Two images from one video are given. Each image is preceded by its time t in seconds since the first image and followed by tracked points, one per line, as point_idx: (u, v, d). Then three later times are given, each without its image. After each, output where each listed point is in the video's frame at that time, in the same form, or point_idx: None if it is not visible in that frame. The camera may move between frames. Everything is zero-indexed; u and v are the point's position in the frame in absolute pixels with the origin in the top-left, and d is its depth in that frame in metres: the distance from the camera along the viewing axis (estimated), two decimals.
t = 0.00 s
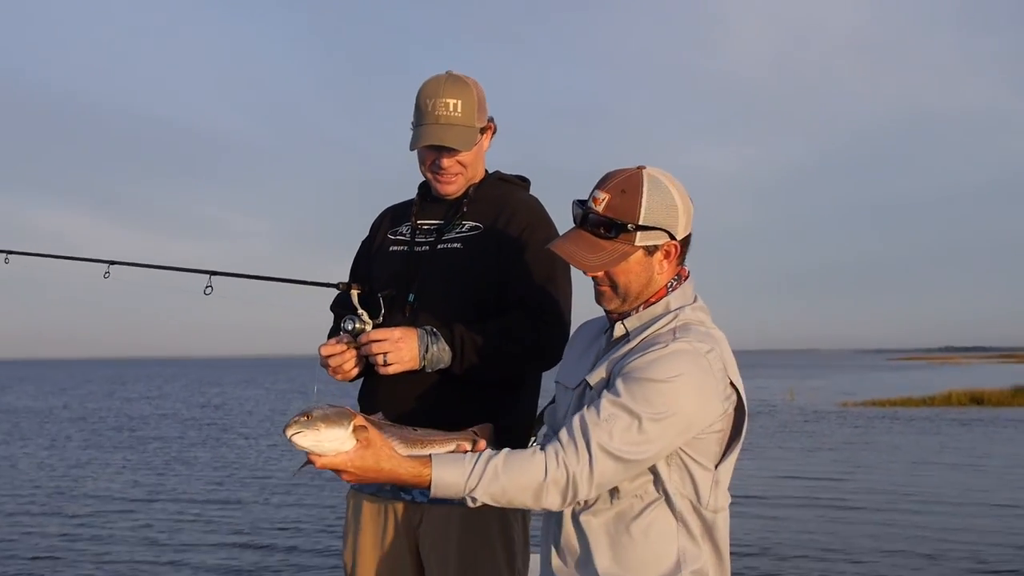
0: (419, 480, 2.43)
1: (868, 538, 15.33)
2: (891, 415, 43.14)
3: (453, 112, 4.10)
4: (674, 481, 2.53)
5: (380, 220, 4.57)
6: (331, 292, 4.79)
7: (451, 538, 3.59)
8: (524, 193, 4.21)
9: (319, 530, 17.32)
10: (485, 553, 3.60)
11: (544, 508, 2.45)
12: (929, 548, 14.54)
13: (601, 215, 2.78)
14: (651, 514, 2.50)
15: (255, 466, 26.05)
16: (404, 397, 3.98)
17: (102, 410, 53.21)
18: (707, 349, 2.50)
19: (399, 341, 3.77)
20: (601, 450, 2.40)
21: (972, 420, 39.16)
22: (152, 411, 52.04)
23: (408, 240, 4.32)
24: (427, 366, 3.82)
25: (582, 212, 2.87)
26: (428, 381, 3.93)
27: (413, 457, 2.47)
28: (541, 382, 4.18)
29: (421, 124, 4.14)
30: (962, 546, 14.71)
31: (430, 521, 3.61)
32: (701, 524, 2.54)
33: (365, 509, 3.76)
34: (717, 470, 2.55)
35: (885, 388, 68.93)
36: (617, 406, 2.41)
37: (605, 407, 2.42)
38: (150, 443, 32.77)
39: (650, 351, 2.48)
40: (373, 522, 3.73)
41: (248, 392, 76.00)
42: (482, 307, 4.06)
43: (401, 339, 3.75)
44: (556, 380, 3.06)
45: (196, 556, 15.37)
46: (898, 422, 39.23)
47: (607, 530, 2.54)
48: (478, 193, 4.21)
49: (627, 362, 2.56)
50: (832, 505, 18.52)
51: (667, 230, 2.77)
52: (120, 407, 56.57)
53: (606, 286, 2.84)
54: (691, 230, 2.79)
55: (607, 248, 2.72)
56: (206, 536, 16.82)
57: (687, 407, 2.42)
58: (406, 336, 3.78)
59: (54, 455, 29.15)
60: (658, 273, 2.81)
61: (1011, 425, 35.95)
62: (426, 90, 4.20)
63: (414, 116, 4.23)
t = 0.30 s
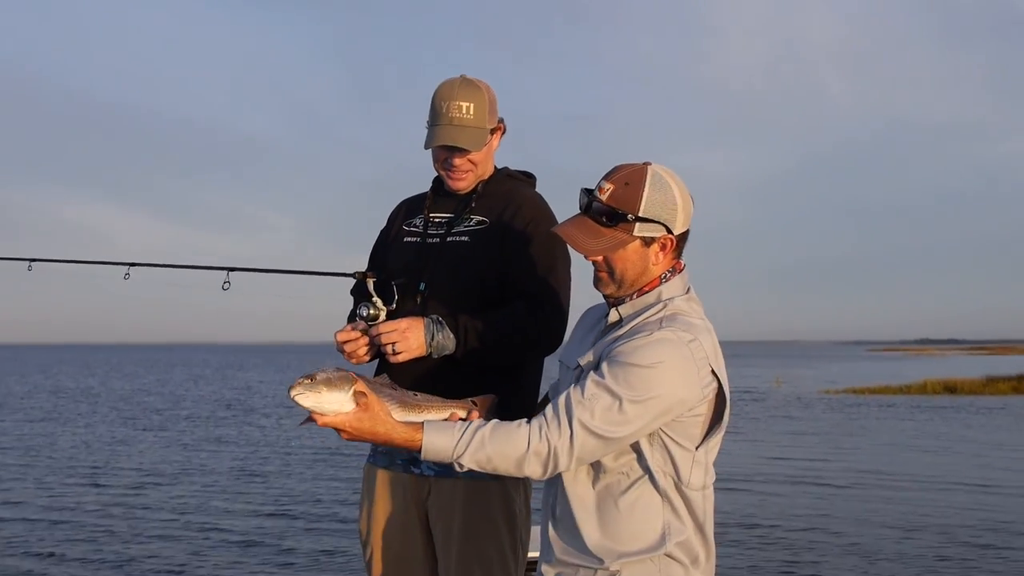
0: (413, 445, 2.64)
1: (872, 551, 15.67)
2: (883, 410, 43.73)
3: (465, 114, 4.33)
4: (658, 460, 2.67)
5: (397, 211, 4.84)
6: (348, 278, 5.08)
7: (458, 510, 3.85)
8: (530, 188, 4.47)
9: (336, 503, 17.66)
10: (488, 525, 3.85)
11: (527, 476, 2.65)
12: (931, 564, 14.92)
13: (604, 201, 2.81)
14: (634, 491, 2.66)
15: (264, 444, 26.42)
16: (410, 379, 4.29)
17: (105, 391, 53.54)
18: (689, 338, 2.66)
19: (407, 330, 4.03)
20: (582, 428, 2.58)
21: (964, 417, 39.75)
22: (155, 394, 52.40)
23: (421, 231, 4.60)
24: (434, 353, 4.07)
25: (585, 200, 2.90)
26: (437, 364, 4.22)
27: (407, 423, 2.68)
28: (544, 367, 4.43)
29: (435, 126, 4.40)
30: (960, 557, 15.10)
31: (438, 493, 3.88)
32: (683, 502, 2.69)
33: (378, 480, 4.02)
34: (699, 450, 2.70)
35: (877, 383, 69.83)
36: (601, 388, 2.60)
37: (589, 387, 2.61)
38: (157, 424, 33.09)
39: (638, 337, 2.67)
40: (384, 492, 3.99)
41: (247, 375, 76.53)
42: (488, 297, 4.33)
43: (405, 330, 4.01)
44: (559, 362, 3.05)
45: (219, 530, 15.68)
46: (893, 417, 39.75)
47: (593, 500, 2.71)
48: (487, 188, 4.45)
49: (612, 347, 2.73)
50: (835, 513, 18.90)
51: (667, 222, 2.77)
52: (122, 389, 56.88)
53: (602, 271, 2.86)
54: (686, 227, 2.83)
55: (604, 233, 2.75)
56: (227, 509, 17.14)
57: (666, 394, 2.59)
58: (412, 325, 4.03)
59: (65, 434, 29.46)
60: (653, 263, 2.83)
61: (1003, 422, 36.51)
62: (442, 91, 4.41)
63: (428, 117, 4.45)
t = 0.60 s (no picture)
0: (417, 423, 2.69)
1: (870, 538, 15.84)
2: (881, 401, 43.98)
3: (466, 122, 4.49)
4: (652, 448, 2.80)
5: (399, 213, 5.00)
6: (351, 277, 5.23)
7: (461, 498, 4.01)
8: (528, 190, 4.65)
9: (338, 523, 17.81)
10: (490, 512, 4.02)
11: (522, 461, 2.72)
12: (929, 548, 15.09)
13: (615, 198, 2.97)
14: (630, 480, 2.80)
15: (265, 458, 26.55)
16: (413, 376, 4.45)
17: (102, 399, 53.58)
18: (682, 333, 2.77)
19: (411, 333, 4.16)
20: (578, 416, 2.67)
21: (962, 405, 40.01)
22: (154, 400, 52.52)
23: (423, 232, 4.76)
24: (437, 354, 4.22)
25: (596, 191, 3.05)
26: (440, 364, 4.37)
27: (413, 402, 2.72)
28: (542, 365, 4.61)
29: (436, 133, 4.56)
30: (958, 544, 15.29)
31: (442, 482, 4.04)
32: (678, 490, 2.82)
33: (386, 470, 4.18)
34: (692, 440, 2.83)
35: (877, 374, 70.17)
36: (597, 378, 2.69)
37: (586, 377, 2.70)
38: (157, 434, 33.25)
39: (632, 330, 2.77)
40: (391, 482, 4.16)
41: (247, 379, 76.70)
42: (487, 297, 4.50)
43: (412, 333, 4.15)
44: (559, 354, 3.15)
45: (224, 550, 15.85)
46: (891, 407, 40.02)
47: (592, 487, 2.86)
48: (486, 191, 4.62)
49: (608, 340, 2.83)
50: (834, 502, 19.07)
51: (671, 222, 2.94)
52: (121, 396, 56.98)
53: (604, 262, 3.00)
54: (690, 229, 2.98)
55: (614, 227, 2.90)
56: (231, 531, 17.30)
57: (659, 386, 2.69)
58: (417, 328, 4.17)
59: (66, 448, 29.63)
60: (654, 259, 2.97)
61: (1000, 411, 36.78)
62: (442, 101, 4.56)
63: (429, 124, 4.59)
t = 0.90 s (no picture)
0: (428, 418, 2.75)
1: (862, 533, 15.87)
2: (878, 396, 43.98)
3: (457, 116, 4.42)
4: (662, 443, 2.83)
5: (393, 208, 4.96)
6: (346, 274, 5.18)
7: (460, 494, 4.00)
8: (521, 183, 4.62)
9: (329, 520, 17.79)
10: (489, 506, 4.02)
11: (534, 456, 2.76)
12: (921, 543, 15.12)
13: (623, 192, 3.06)
14: (639, 474, 2.82)
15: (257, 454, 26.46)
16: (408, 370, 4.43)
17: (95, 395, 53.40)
18: (691, 327, 2.81)
19: (404, 330, 4.13)
20: (589, 411, 2.71)
21: (959, 399, 40.04)
22: (146, 396, 52.32)
23: (416, 228, 4.74)
24: (433, 349, 4.19)
25: (603, 186, 3.15)
26: (436, 359, 4.34)
27: (423, 396, 2.80)
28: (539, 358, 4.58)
29: (428, 128, 4.50)
30: (950, 539, 15.32)
31: (440, 476, 4.02)
32: (687, 483, 2.85)
33: (382, 466, 4.15)
34: (701, 434, 2.85)
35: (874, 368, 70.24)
36: (608, 372, 2.73)
37: (596, 372, 2.75)
38: (149, 430, 33.16)
39: (642, 325, 2.81)
40: (388, 479, 4.13)
41: (241, 375, 76.41)
42: (482, 290, 4.47)
43: (406, 330, 4.11)
44: (569, 349, 3.24)
45: (208, 546, 15.92)
46: (889, 402, 40.03)
47: (601, 482, 2.88)
48: (479, 184, 4.60)
49: (619, 336, 2.87)
50: (826, 497, 19.11)
51: (678, 216, 3.02)
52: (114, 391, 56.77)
53: (613, 257, 3.10)
54: (697, 222, 3.07)
55: (623, 223, 3.00)
56: (220, 528, 17.26)
57: (670, 380, 2.73)
58: (410, 324, 4.14)
59: (56, 445, 29.53)
60: (662, 253, 3.06)
61: (997, 405, 36.80)
62: (434, 96, 4.49)
63: (420, 119, 4.53)
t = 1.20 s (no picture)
0: (434, 417, 2.77)
1: (857, 530, 15.84)
2: (876, 391, 44.00)
3: (444, 114, 4.23)
4: (666, 439, 2.83)
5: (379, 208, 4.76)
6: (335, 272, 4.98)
7: (453, 487, 3.95)
8: (510, 179, 4.43)
9: (319, 515, 17.69)
10: (481, 498, 3.95)
11: (539, 454, 2.78)
12: (916, 539, 15.10)
13: (626, 187, 3.06)
14: (643, 472, 2.82)
15: (248, 451, 26.32)
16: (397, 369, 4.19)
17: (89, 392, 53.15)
18: (697, 322, 2.82)
19: (397, 324, 3.93)
20: (595, 408, 2.72)
21: (958, 395, 40.09)
22: (140, 392, 52.07)
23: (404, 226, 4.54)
24: (425, 344, 4.00)
25: (606, 182, 3.15)
26: (427, 354, 4.14)
27: (429, 395, 2.82)
28: (528, 351, 4.37)
29: (413, 126, 4.31)
30: (944, 535, 15.30)
31: (433, 472, 3.97)
32: (692, 479, 2.84)
33: (375, 464, 4.10)
34: (706, 430, 2.85)
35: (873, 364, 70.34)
36: (612, 369, 2.75)
37: (601, 368, 2.75)
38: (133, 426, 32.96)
39: (647, 320, 2.82)
40: (381, 476, 4.08)
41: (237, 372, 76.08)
42: (474, 283, 4.27)
43: (397, 324, 3.92)
44: (572, 345, 3.28)
45: (193, 542, 15.85)
46: (887, 398, 40.05)
47: (605, 478, 2.87)
48: (467, 180, 4.39)
49: (624, 332, 2.88)
50: (821, 494, 19.09)
51: (681, 211, 3.00)
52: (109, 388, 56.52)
53: (616, 252, 3.08)
54: (701, 218, 3.06)
55: (625, 217, 2.98)
56: (208, 525, 17.13)
57: (676, 374, 2.74)
58: (403, 319, 3.94)
59: (46, 441, 29.35)
60: (665, 249, 3.05)
61: (996, 400, 36.85)
62: (419, 93, 4.30)
63: (406, 117, 4.34)
